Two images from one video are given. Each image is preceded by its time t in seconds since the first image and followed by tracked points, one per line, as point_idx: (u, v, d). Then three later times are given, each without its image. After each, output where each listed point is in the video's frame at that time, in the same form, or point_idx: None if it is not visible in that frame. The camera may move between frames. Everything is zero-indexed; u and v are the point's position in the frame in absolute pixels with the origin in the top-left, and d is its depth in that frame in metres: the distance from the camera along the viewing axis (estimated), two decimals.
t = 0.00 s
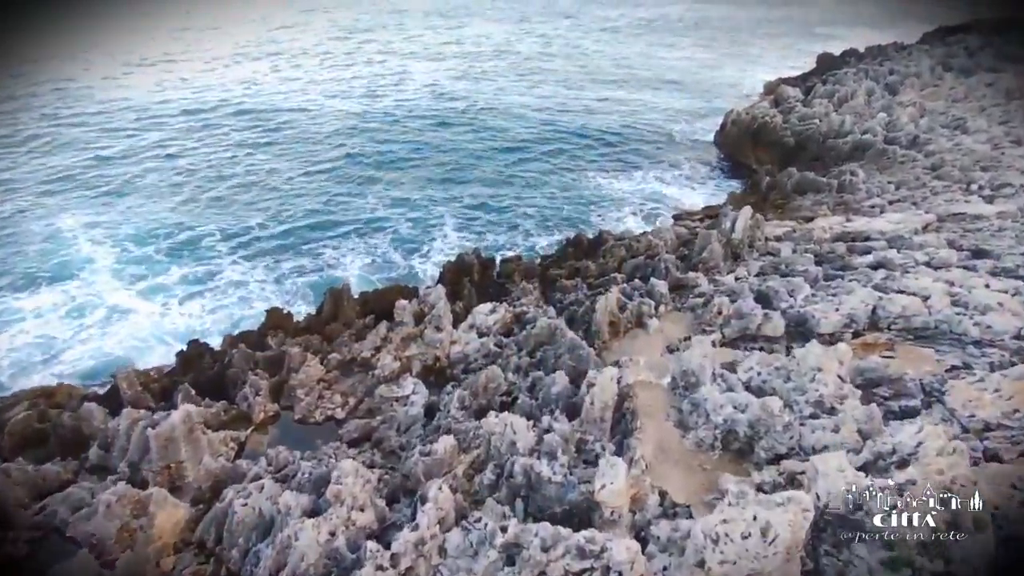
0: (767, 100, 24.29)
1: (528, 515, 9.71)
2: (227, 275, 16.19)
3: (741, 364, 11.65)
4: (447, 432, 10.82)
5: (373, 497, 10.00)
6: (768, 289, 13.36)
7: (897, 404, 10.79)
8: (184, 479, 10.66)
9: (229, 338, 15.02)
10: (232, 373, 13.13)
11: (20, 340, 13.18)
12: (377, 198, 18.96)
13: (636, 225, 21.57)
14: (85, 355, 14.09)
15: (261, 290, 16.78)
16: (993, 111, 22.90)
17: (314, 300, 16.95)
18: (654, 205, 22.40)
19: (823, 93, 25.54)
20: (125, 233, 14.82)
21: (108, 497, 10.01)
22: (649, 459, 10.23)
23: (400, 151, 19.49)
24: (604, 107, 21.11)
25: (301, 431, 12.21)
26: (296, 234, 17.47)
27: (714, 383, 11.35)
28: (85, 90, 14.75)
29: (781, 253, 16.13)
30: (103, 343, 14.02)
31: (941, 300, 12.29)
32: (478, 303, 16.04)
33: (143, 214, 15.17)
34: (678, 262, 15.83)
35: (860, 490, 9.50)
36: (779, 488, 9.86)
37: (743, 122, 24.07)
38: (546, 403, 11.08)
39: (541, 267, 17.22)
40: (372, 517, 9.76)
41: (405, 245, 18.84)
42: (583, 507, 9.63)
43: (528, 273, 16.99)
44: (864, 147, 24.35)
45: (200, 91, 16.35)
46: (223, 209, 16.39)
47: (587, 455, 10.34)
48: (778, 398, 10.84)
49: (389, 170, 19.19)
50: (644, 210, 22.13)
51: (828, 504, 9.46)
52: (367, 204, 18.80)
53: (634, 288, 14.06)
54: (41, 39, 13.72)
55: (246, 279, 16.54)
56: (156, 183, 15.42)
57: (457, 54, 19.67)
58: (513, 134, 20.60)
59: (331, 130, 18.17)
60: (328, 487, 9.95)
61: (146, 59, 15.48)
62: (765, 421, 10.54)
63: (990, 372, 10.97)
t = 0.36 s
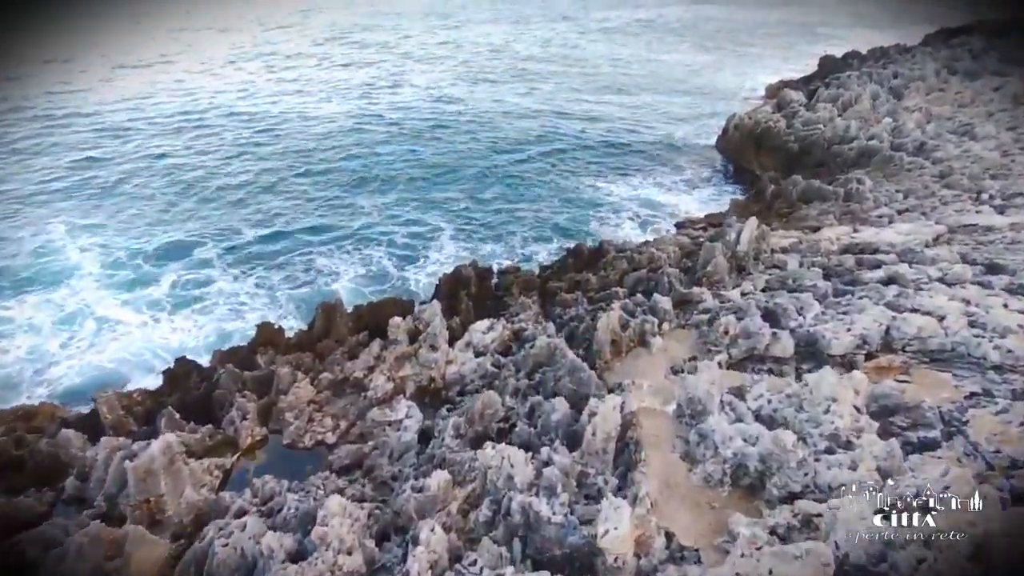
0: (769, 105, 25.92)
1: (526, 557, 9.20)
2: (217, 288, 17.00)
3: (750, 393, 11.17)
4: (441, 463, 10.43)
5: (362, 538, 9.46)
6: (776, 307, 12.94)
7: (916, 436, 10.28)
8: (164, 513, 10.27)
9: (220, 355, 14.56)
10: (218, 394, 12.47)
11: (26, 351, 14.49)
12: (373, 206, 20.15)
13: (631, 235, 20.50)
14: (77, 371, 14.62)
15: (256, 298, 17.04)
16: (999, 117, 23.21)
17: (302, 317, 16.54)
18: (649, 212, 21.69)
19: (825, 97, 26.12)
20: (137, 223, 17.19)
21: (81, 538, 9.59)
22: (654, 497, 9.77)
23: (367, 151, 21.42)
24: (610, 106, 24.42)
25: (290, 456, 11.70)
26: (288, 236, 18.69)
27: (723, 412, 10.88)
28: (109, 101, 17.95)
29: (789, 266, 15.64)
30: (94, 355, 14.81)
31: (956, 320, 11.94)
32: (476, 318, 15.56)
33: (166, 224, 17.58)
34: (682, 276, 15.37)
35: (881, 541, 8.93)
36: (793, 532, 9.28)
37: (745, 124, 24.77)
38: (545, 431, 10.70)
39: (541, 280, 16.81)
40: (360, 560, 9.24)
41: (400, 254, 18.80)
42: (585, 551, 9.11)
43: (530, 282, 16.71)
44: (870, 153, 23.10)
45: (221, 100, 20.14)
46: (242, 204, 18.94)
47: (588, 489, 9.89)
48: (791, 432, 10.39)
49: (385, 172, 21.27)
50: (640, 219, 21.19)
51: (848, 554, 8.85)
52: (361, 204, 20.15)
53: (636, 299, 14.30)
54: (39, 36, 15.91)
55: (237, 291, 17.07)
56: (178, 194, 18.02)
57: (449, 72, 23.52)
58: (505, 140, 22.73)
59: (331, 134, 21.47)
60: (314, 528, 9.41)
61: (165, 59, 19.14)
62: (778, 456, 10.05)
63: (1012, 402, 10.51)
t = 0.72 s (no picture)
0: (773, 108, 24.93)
1: None
2: (204, 297, 16.75)
3: (761, 421, 10.79)
4: (434, 493, 10.03)
5: None
6: (784, 325, 12.54)
7: (937, 468, 9.98)
8: (142, 549, 9.93)
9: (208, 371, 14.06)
10: (204, 416, 12.06)
11: (15, 363, 14.27)
12: (367, 214, 19.94)
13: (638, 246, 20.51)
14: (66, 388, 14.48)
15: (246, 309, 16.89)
16: (1009, 121, 22.78)
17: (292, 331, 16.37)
18: (647, 219, 21.66)
19: (830, 101, 25.62)
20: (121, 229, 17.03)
21: None
22: (660, 535, 9.42)
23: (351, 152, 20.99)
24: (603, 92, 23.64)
25: (278, 482, 11.23)
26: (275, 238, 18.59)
27: (732, 443, 10.54)
28: (106, 107, 17.81)
29: (797, 279, 15.15)
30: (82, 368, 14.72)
31: (976, 340, 11.72)
32: (472, 333, 15.06)
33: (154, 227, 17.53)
34: (685, 289, 14.86)
35: None
36: None
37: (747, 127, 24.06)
38: (544, 460, 10.36)
39: (541, 292, 16.25)
40: None
41: (390, 260, 18.81)
42: None
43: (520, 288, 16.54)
44: (877, 159, 22.97)
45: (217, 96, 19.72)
46: (232, 204, 18.87)
47: (591, 525, 9.61)
48: (806, 467, 10.09)
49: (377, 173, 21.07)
50: (641, 227, 21.18)
51: None
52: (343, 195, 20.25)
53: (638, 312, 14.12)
54: (38, 35, 16.40)
55: (225, 301, 16.81)
56: (167, 195, 17.97)
57: (447, 70, 22.68)
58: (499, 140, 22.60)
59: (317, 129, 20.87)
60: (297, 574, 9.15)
61: (162, 62, 18.80)
62: (792, 494, 9.73)
63: None
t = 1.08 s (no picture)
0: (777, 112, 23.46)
1: None
2: (192, 306, 16.22)
3: (773, 450, 10.38)
4: (429, 527, 9.69)
5: None
6: (794, 341, 12.19)
7: (960, 501, 9.66)
8: None
9: (195, 385, 13.45)
10: (187, 438, 11.56)
11: None
12: (361, 219, 19.16)
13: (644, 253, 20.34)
14: (50, 401, 13.94)
15: (233, 319, 16.48)
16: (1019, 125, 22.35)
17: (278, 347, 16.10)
18: (647, 223, 21.53)
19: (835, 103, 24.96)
20: (107, 227, 16.04)
21: None
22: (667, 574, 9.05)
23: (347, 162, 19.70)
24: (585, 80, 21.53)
25: (263, 509, 10.72)
26: (268, 243, 17.99)
27: (743, 474, 10.13)
28: (101, 109, 16.37)
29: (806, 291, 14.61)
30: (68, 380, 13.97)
31: (996, 360, 11.31)
32: (468, 346, 14.63)
33: (140, 229, 16.52)
34: (690, 301, 14.41)
35: None
36: None
37: (749, 130, 23.02)
38: (543, 490, 10.04)
39: (541, 304, 15.61)
40: None
41: (383, 267, 18.40)
42: None
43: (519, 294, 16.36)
44: (884, 164, 22.75)
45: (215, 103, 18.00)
46: (220, 204, 18.03)
47: (593, 563, 9.23)
48: (823, 503, 9.68)
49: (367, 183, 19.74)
50: (643, 234, 21.04)
51: None
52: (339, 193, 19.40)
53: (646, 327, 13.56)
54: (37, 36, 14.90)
55: (213, 311, 16.36)
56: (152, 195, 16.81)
57: (444, 69, 20.78)
58: (493, 143, 21.20)
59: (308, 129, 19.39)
60: None
61: (162, 64, 17.05)
62: (809, 534, 9.33)
63: None
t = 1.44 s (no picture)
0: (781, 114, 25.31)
1: None
2: (178, 315, 16.66)
3: (789, 483, 9.89)
4: (421, 564, 9.19)
5: None
6: (805, 360, 11.90)
7: (992, 539, 9.07)
8: None
9: (181, 402, 13.03)
10: (169, 462, 11.06)
11: None
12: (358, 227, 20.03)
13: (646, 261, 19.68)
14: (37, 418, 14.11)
15: (221, 328, 16.51)
16: None
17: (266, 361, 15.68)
18: (647, 228, 21.20)
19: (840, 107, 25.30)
20: (91, 229, 18.19)
21: None
22: None
23: (355, 170, 22.04)
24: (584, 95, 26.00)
25: (246, 540, 10.17)
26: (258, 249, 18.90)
27: (756, 510, 9.61)
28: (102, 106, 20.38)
29: (817, 304, 14.06)
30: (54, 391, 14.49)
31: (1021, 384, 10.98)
32: (465, 360, 14.19)
33: (128, 237, 18.39)
34: (695, 313, 13.83)
35: None
36: None
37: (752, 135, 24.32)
38: (542, 524, 9.56)
39: (541, 316, 15.28)
40: None
41: (377, 269, 18.59)
42: None
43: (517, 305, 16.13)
44: (893, 169, 21.93)
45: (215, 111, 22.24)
46: (211, 208, 20.01)
47: None
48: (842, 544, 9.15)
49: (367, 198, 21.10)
50: (643, 242, 20.44)
51: None
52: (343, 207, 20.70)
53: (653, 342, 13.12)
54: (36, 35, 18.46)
55: (200, 319, 16.63)
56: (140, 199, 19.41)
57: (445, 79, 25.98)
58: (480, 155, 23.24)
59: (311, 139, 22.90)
60: None
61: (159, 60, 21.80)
62: None
63: None
